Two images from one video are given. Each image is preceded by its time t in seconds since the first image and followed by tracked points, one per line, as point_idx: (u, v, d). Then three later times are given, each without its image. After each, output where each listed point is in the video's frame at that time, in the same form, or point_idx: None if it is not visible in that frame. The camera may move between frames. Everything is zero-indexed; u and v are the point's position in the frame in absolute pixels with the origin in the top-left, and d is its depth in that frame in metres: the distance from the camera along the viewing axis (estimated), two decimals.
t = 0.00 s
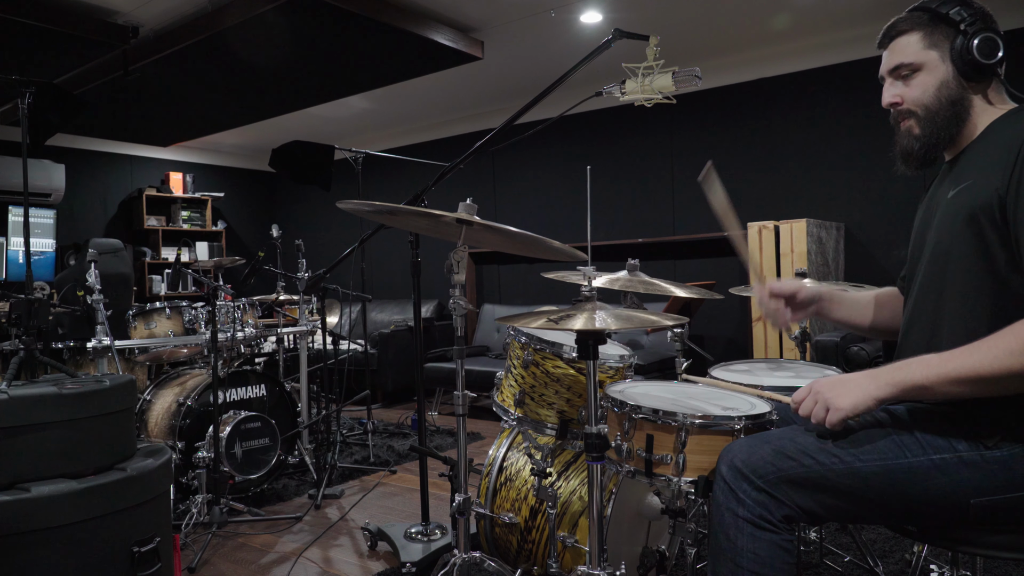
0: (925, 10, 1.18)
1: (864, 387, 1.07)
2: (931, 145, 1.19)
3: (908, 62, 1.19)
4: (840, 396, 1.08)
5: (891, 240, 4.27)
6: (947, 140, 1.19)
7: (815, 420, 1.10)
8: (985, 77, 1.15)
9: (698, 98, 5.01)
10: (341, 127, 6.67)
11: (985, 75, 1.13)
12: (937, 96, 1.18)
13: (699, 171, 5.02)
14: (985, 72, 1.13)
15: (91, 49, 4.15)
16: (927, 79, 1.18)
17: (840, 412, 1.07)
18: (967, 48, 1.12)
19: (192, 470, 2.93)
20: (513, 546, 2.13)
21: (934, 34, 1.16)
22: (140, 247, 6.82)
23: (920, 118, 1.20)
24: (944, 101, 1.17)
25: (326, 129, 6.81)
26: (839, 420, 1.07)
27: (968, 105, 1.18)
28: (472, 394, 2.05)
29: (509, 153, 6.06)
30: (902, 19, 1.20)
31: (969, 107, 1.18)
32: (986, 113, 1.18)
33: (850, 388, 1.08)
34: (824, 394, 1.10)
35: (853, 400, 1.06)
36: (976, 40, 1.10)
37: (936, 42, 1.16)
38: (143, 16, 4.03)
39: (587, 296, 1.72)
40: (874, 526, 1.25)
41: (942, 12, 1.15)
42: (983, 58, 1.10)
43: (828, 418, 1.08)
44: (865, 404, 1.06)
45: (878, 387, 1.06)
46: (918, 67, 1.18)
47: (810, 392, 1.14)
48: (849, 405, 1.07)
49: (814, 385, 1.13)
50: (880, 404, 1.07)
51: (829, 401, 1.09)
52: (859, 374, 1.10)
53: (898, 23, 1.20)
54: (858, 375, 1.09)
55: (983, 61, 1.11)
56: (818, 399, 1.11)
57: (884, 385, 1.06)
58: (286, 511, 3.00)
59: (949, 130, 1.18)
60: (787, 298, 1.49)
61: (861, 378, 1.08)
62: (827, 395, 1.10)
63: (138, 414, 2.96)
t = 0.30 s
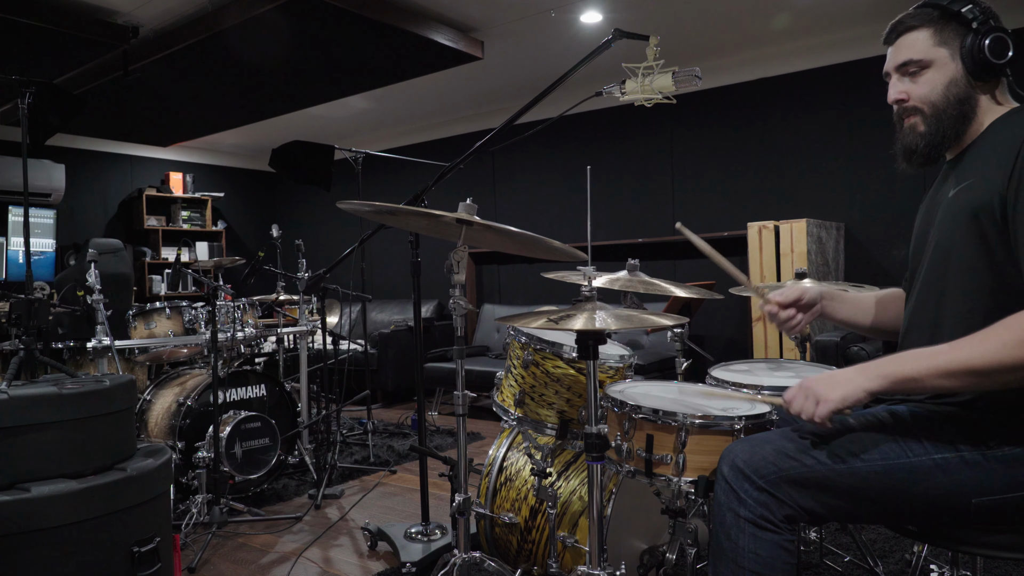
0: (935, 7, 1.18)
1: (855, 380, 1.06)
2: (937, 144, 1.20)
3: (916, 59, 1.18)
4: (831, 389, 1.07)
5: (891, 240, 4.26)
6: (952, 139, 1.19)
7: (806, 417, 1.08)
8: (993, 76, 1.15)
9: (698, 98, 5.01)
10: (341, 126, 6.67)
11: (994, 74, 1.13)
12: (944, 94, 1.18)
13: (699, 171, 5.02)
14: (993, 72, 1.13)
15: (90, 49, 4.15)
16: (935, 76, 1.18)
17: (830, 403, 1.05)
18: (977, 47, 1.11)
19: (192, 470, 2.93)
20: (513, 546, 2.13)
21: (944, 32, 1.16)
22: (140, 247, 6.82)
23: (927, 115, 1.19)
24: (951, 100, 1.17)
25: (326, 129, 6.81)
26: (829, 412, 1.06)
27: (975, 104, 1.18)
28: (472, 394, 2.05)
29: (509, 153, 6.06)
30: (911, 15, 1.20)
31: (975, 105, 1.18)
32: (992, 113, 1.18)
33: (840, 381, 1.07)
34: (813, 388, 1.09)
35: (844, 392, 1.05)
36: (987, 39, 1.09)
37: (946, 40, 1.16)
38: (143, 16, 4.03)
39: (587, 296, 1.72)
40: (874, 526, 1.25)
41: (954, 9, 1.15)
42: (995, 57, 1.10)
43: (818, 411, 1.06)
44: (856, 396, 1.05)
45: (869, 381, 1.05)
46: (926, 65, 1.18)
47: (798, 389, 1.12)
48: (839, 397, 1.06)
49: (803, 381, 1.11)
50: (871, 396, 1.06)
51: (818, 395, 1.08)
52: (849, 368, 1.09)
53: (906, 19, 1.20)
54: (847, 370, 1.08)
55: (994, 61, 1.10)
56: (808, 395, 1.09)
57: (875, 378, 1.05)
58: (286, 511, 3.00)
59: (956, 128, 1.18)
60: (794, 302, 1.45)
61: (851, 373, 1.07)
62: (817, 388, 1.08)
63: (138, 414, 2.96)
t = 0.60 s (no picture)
0: (931, 8, 1.18)
1: (852, 349, 1.05)
2: (932, 144, 1.20)
3: (912, 59, 1.18)
4: (828, 353, 1.05)
5: (891, 240, 4.26)
6: (947, 139, 1.19)
7: (794, 371, 1.07)
8: (989, 77, 1.15)
9: (698, 98, 5.01)
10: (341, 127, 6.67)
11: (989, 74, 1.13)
12: (940, 95, 1.18)
13: (699, 171, 5.02)
14: (988, 72, 1.13)
15: (90, 49, 4.15)
16: (930, 77, 1.18)
17: (824, 366, 1.04)
18: (973, 48, 1.11)
19: (191, 470, 2.93)
20: (513, 546, 2.13)
21: (940, 32, 1.16)
22: (140, 247, 6.82)
23: (922, 116, 1.19)
24: (947, 100, 1.17)
25: (326, 129, 6.81)
26: (821, 373, 1.04)
27: (970, 104, 1.18)
28: (472, 394, 2.05)
29: (509, 153, 6.06)
30: (906, 16, 1.20)
31: (970, 106, 1.18)
32: (987, 112, 1.18)
33: (837, 347, 1.05)
34: (811, 347, 1.07)
35: (841, 359, 1.04)
36: (982, 40, 1.10)
37: (941, 41, 1.16)
38: (143, 15, 4.03)
39: (587, 295, 1.72)
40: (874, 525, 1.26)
41: (949, 10, 1.15)
42: (989, 57, 1.10)
43: (809, 370, 1.05)
44: (851, 365, 1.04)
45: (865, 353, 1.04)
46: (922, 65, 1.18)
47: (794, 341, 1.10)
48: (834, 362, 1.04)
49: (801, 337, 1.09)
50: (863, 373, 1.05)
51: (813, 355, 1.06)
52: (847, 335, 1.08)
53: (901, 20, 1.20)
54: (845, 338, 1.07)
55: (989, 61, 1.11)
56: (803, 351, 1.07)
57: (869, 353, 1.04)
58: (286, 511, 3.00)
59: (951, 129, 1.18)
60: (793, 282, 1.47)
61: (848, 340, 1.05)
62: (814, 348, 1.06)
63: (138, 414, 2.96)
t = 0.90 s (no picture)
0: (927, 8, 1.17)
1: (861, 386, 1.06)
2: (927, 145, 1.20)
3: (907, 60, 1.18)
4: (836, 394, 1.07)
5: (891, 240, 4.26)
6: (941, 140, 1.19)
7: (809, 421, 1.08)
8: (984, 77, 1.14)
9: (698, 98, 5.01)
10: (341, 126, 6.66)
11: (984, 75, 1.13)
12: (935, 95, 1.18)
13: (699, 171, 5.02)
14: (983, 73, 1.13)
15: (90, 49, 4.15)
16: (925, 78, 1.18)
17: (835, 409, 1.05)
18: (967, 48, 1.11)
19: (191, 470, 2.93)
20: (513, 546, 2.13)
21: (935, 33, 1.16)
22: (140, 247, 6.82)
23: (917, 116, 1.19)
24: (942, 101, 1.17)
25: (326, 129, 6.81)
26: (834, 417, 1.05)
27: (965, 105, 1.17)
28: (472, 394, 2.05)
29: (509, 153, 6.06)
30: (903, 16, 1.20)
31: (966, 107, 1.18)
32: (982, 113, 1.18)
33: (844, 386, 1.07)
34: (819, 393, 1.08)
35: (850, 397, 1.05)
36: (977, 41, 1.09)
37: (936, 41, 1.16)
38: (143, 15, 4.03)
39: (587, 295, 1.72)
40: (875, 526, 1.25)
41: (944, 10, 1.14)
42: (984, 58, 1.10)
43: (823, 416, 1.06)
44: (861, 402, 1.05)
45: (875, 386, 1.05)
46: (917, 66, 1.18)
47: (803, 392, 1.12)
48: (844, 402, 1.06)
49: (808, 385, 1.11)
50: (872, 399, 1.06)
51: (824, 399, 1.07)
52: (854, 372, 1.09)
53: (898, 21, 1.20)
54: (853, 374, 1.08)
55: (984, 62, 1.10)
56: (813, 399, 1.09)
57: (879, 383, 1.05)
58: (286, 511, 3.00)
59: (946, 129, 1.18)
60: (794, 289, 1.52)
61: (856, 377, 1.07)
62: (822, 394, 1.08)
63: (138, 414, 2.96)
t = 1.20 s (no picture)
0: (932, 8, 1.17)
1: (861, 376, 1.07)
2: (935, 145, 1.20)
3: (913, 61, 1.18)
4: (837, 382, 1.08)
5: (891, 240, 4.26)
6: (950, 141, 1.19)
7: (807, 405, 1.10)
8: (991, 78, 1.15)
9: (698, 98, 5.01)
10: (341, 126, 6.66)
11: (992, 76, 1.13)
12: (942, 97, 1.17)
13: (699, 171, 5.02)
14: (991, 74, 1.13)
15: (90, 49, 4.15)
16: (932, 79, 1.17)
17: (835, 397, 1.06)
18: (976, 49, 1.11)
19: (191, 470, 2.93)
20: (513, 546, 2.13)
21: (942, 34, 1.16)
22: (140, 247, 6.82)
23: (924, 117, 1.19)
24: (950, 102, 1.17)
25: (327, 129, 6.81)
26: (833, 405, 1.07)
27: (972, 106, 1.18)
28: (472, 394, 2.05)
29: (509, 153, 6.06)
30: (907, 17, 1.20)
31: (973, 108, 1.18)
32: (989, 113, 1.19)
33: (845, 374, 1.08)
34: (819, 378, 1.10)
35: (849, 387, 1.06)
36: (985, 41, 1.09)
37: (943, 42, 1.16)
38: (143, 15, 4.03)
39: (587, 295, 1.72)
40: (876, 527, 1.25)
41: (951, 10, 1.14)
42: (993, 58, 1.10)
43: (821, 402, 1.08)
44: (860, 392, 1.06)
45: (874, 376, 1.06)
46: (924, 67, 1.17)
47: (803, 375, 1.13)
48: (844, 391, 1.07)
49: (809, 369, 1.12)
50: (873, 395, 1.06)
51: (824, 386, 1.09)
52: (856, 363, 1.10)
53: (901, 21, 1.19)
54: (854, 365, 1.09)
55: (992, 62, 1.10)
56: (813, 384, 1.10)
57: (880, 376, 1.05)
58: (286, 511, 3.00)
59: (954, 130, 1.18)
60: (785, 290, 1.52)
61: (857, 368, 1.08)
62: (823, 380, 1.09)
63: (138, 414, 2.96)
